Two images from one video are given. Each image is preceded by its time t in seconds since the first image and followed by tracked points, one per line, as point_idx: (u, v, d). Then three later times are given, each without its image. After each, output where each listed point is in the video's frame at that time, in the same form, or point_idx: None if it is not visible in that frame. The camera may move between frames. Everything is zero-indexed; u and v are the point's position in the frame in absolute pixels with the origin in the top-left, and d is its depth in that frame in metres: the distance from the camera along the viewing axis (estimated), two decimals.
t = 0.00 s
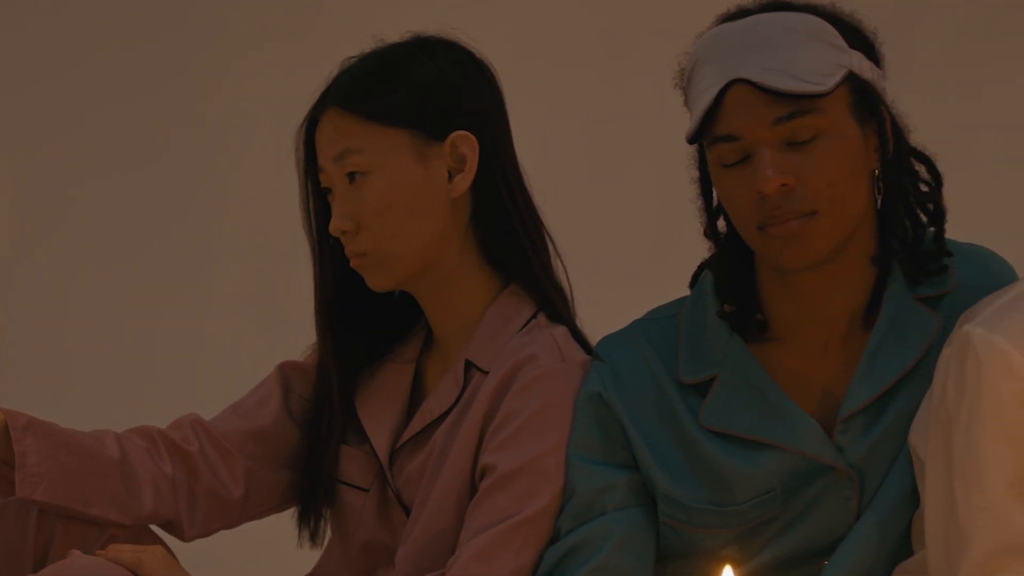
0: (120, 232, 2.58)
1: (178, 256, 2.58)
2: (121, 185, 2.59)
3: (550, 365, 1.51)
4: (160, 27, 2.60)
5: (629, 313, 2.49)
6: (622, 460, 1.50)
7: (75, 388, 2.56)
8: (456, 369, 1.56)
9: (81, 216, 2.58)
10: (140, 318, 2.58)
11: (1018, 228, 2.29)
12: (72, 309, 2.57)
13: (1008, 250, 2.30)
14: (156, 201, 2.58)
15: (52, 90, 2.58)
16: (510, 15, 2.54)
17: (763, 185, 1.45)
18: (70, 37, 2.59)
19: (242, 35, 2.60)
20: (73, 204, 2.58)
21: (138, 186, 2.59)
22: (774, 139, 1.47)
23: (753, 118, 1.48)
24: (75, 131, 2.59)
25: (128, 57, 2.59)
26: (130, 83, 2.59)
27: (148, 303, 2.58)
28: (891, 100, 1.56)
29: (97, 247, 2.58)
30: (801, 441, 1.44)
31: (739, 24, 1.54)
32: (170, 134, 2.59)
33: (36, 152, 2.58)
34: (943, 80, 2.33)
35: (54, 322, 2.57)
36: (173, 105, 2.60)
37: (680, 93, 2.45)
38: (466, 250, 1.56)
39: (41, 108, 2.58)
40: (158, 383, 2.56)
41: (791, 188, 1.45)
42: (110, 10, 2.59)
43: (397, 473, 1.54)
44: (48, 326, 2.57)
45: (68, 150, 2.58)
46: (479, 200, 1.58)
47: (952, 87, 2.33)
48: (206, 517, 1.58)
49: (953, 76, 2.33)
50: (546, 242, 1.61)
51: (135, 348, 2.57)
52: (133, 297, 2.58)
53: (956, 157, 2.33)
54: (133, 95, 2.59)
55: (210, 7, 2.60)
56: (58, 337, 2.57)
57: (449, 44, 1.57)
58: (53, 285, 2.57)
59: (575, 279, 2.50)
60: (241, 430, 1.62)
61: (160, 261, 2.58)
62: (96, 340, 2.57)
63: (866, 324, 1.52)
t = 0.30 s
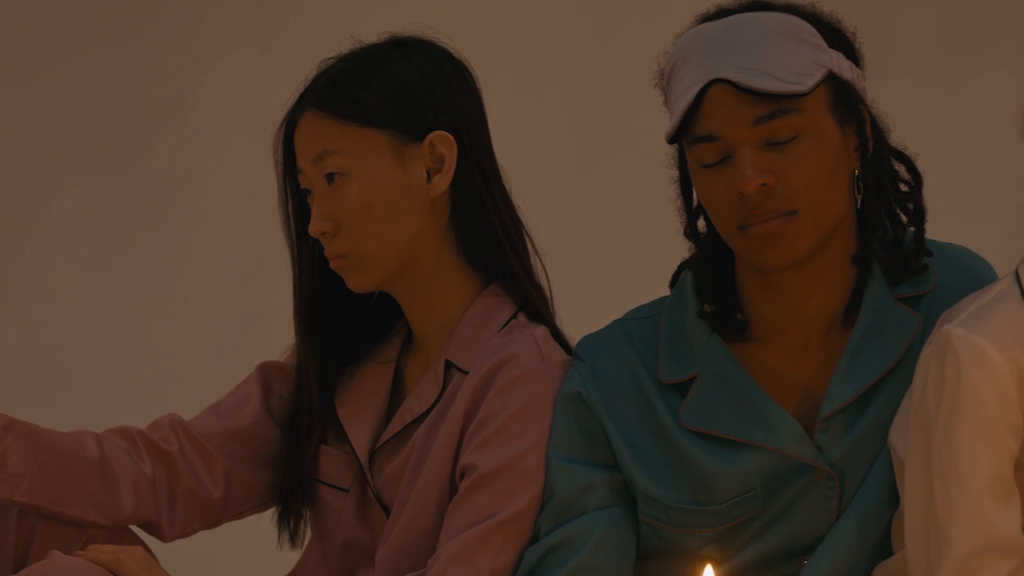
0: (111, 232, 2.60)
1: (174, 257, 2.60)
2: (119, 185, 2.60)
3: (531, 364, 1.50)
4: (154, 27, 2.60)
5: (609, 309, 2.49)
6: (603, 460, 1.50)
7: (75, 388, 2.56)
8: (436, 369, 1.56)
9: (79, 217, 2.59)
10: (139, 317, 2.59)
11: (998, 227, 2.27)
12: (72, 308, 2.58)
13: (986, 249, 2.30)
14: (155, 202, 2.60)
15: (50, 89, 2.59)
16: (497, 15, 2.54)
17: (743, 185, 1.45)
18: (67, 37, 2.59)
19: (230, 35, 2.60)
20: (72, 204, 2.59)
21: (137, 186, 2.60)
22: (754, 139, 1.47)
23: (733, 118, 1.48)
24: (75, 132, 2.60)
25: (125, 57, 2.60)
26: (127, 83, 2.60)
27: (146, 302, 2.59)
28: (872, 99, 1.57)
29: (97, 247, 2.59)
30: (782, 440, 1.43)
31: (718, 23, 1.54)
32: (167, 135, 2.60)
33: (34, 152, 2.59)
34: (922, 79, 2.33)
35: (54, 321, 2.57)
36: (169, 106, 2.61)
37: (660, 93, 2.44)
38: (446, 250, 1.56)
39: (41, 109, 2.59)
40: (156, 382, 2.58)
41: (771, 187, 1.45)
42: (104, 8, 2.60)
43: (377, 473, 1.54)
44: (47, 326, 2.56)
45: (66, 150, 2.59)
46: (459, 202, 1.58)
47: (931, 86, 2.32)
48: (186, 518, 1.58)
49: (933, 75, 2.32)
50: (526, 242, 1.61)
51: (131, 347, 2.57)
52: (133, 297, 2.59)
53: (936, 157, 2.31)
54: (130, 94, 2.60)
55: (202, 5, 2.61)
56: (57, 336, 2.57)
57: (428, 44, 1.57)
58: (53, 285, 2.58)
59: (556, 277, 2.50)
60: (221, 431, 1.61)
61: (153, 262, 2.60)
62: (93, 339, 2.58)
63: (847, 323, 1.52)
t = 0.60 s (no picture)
0: (103, 234, 2.60)
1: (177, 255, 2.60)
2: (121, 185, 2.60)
3: (512, 364, 1.51)
4: (153, 25, 2.58)
5: (587, 309, 2.49)
6: (584, 460, 1.50)
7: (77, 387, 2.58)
8: (418, 369, 1.56)
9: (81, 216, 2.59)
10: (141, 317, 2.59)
11: (980, 233, 2.27)
12: (73, 308, 2.59)
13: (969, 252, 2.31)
14: (157, 201, 2.59)
15: (51, 89, 2.58)
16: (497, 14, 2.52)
17: (725, 184, 1.45)
18: (66, 36, 2.58)
19: (229, 35, 2.59)
20: (75, 203, 2.59)
21: (138, 186, 2.60)
22: (736, 139, 1.47)
23: (714, 118, 1.48)
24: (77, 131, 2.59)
25: (126, 56, 2.59)
26: (129, 82, 2.59)
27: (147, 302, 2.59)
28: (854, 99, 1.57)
29: (99, 247, 2.59)
30: (763, 440, 1.44)
31: (700, 23, 1.54)
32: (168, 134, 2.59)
33: (35, 152, 2.59)
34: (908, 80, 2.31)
35: (54, 321, 2.59)
36: (169, 105, 2.59)
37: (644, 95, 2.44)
38: (427, 250, 1.56)
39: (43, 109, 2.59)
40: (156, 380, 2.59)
41: (753, 187, 1.45)
42: (102, 6, 2.58)
43: (359, 473, 1.54)
44: (47, 326, 2.58)
45: (67, 150, 2.59)
46: (441, 202, 1.58)
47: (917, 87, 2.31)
48: (168, 519, 1.57)
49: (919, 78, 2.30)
50: (508, 241, 1.61)
51: (129, 347, 2.58)
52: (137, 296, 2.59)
53: (920, 159, 2.31)
54: (124, 94, 2.59)
55: (200, 4, 2.59)
56: (57, 336, 2.58)
57: (408, 43, 1.57)
58: (55, 285, 2.59)
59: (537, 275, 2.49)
60: (203, 432, 1.61)
61: (151, 263, 2.59)
62: (89, 340, 2.59)
63: (829, 323, 1.53)
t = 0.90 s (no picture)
0: (99, 233, 2.58)
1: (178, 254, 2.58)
2: (122, 185, 2.58)
3: (492, 364, 1.51)
4: (152, 25, 2.57)
5: (565, 307, 2.49)
6: (564, 460, 1.49)
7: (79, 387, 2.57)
8: (397, 369, 1.56)
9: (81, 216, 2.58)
10: (142, 317, 2.58)
11: (961, 234, 2.28)
12: (73, 308, 2.57)
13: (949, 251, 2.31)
14: (159, 202, 2.58)
15: (51, 88, 2.57)
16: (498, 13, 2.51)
17: (704, 184, 1.45)
18: (66, 35, 2.56)
19: (228, 35, 2.57)
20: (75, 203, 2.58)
21: (134, 185, 2.58)
22: (715, 139, 1.47)
23: (693, 117, 1.48)
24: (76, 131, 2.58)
25: (125, 56, 2.57)
26: (128, 81, 2.57)
27: (147, 301, 2.58)
28: (833, 100, 1.58)
29: (100, 247, 2.58)
30: (743, 440, 1.44)
31: (679, 23, 1.54)
32: (168, 133, 2.58)
33: (35, 152, 2.57)
34: (889, 81, 2.31)
35: (55, 321, 2.57)
36: (162, 104, 2.58)
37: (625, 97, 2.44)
38: (406, 251, 1.56)
39: (44, 108, 2.57)
40: (155, 380, 2.57)
41: (731, 187, 1.45)
42: (102, 6, 2.56)
43: (339, 473, 1.54)
44: (47, 326, 2.56)
45: (67, 150, 2.58)
46: (421, 202, 1.58)
47: (899, 88, 2.31)
48: (148, 520, 1.57)
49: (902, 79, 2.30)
50: (487, 241, 1.61)
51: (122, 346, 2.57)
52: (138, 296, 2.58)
53: (902, 160, 2.31)
54: (116, 93, 2.57)
55: (200, 4, 2.58)
56: (57, 336, 2.57)
57: (387, 44, 1.57)
58: (55, 285, 2.57)
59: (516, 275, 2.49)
60: (182, 432, 1.61)
61: (147, 263, 2.58)
62: (83, 340, 2.57)
63: (808, 323, 1.53)
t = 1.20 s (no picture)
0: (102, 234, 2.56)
1: (180, 254, 2.56)
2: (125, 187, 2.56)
3: (473, 364, 1.51)
4: (152, 24, 2.56)
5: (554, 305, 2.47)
6: (545, 460, 1.49)
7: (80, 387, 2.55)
8: (378, 369, 1.55)
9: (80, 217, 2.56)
10: (144, 318, 2.56)
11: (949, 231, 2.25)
12: (73, 308, 2.55)
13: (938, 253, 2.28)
14: (161, 202, 2.56)
15: (51, 88, 2.55)
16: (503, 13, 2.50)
17: (685, 184, 1.45)
18: (66, 35, 2.55)
19: (227, 34, 2.55)
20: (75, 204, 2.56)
21: (135, 185, 2.56)
22: (696, 138, 1.47)
23: (675, 117, 1.48)
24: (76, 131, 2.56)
25: (125, 55, 2.56)
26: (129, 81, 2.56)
27: (147, 302, 2.56)
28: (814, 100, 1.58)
29: (100, 248, 2.56)
30: (724, 440, 1.44)
31: (661, 23, 1.53)
32: (170, 133, 2.56)
33: (35, 152, 2.55)
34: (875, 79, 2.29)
35: (55, 322, 2.55)
36: (164, 105, 2.56)
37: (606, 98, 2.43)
38: (388, 251, 1.56)
39: (45, 108, 2.55)
40: (153, 381, 2.55)
41: (713, 186, 1.45)
42: (102, 5, 2.55)
43: (320, 473, 1.54)
44: (47, 326, 2.55)
45: (67, 150, 2.56)
46: (402, 203, 1.58)
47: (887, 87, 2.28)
48: (128, 520, 1.58)
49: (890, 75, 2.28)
50: (468, 240, 1.61)
51: (124, 346, 2.55)
52: (138, 297, 2.56)
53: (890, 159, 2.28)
54: (119, 93, 2.56)
55: (200, 4, 2.56)
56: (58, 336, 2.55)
57: (368, 43, 1.57)
58: (55, 285, 2.55)
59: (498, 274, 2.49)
60: (163, 432, 1.61)
61: (147, 262, 2.56)
62: (84, 340, 2.55)
63: (789, 323, 1.53)
